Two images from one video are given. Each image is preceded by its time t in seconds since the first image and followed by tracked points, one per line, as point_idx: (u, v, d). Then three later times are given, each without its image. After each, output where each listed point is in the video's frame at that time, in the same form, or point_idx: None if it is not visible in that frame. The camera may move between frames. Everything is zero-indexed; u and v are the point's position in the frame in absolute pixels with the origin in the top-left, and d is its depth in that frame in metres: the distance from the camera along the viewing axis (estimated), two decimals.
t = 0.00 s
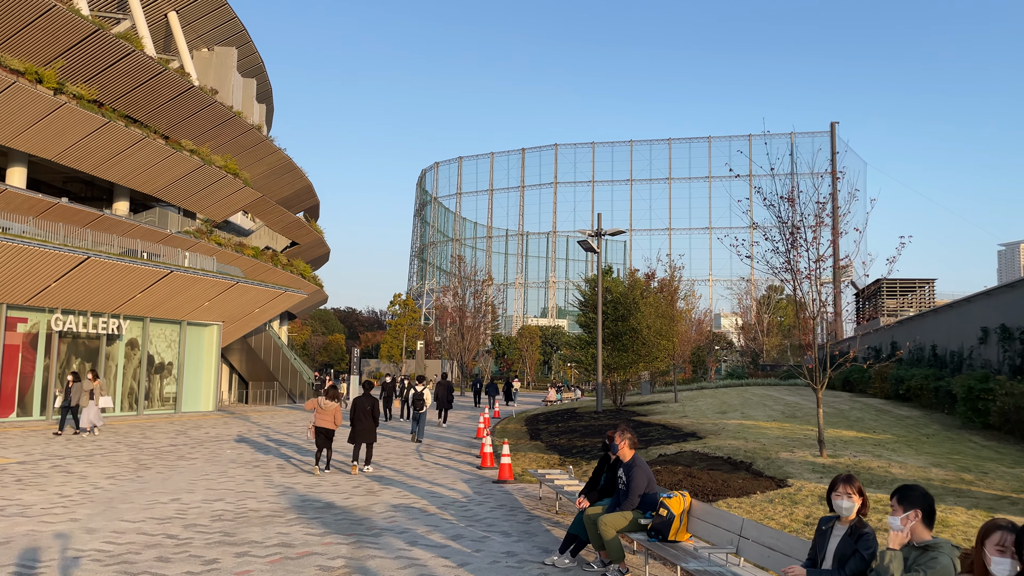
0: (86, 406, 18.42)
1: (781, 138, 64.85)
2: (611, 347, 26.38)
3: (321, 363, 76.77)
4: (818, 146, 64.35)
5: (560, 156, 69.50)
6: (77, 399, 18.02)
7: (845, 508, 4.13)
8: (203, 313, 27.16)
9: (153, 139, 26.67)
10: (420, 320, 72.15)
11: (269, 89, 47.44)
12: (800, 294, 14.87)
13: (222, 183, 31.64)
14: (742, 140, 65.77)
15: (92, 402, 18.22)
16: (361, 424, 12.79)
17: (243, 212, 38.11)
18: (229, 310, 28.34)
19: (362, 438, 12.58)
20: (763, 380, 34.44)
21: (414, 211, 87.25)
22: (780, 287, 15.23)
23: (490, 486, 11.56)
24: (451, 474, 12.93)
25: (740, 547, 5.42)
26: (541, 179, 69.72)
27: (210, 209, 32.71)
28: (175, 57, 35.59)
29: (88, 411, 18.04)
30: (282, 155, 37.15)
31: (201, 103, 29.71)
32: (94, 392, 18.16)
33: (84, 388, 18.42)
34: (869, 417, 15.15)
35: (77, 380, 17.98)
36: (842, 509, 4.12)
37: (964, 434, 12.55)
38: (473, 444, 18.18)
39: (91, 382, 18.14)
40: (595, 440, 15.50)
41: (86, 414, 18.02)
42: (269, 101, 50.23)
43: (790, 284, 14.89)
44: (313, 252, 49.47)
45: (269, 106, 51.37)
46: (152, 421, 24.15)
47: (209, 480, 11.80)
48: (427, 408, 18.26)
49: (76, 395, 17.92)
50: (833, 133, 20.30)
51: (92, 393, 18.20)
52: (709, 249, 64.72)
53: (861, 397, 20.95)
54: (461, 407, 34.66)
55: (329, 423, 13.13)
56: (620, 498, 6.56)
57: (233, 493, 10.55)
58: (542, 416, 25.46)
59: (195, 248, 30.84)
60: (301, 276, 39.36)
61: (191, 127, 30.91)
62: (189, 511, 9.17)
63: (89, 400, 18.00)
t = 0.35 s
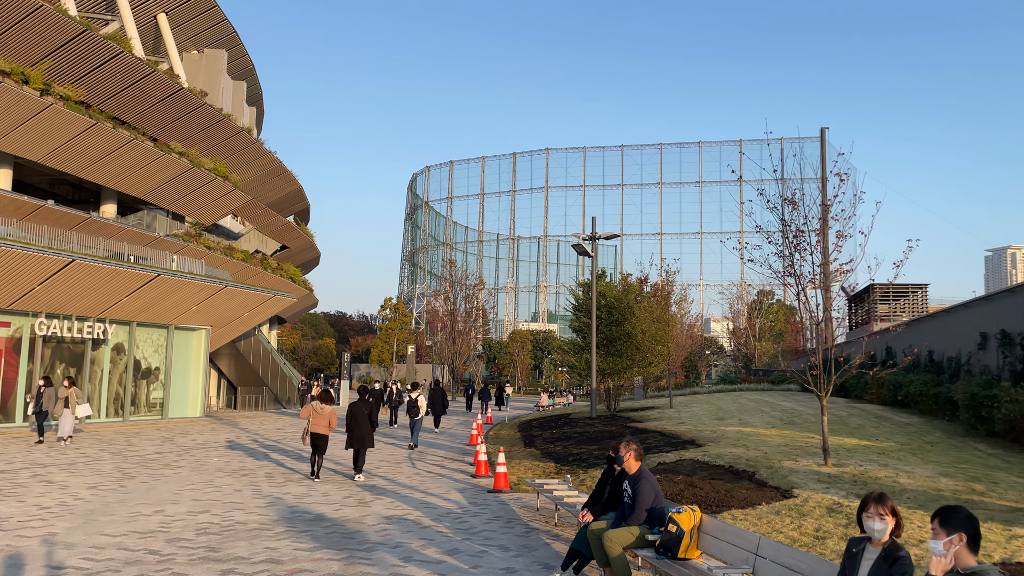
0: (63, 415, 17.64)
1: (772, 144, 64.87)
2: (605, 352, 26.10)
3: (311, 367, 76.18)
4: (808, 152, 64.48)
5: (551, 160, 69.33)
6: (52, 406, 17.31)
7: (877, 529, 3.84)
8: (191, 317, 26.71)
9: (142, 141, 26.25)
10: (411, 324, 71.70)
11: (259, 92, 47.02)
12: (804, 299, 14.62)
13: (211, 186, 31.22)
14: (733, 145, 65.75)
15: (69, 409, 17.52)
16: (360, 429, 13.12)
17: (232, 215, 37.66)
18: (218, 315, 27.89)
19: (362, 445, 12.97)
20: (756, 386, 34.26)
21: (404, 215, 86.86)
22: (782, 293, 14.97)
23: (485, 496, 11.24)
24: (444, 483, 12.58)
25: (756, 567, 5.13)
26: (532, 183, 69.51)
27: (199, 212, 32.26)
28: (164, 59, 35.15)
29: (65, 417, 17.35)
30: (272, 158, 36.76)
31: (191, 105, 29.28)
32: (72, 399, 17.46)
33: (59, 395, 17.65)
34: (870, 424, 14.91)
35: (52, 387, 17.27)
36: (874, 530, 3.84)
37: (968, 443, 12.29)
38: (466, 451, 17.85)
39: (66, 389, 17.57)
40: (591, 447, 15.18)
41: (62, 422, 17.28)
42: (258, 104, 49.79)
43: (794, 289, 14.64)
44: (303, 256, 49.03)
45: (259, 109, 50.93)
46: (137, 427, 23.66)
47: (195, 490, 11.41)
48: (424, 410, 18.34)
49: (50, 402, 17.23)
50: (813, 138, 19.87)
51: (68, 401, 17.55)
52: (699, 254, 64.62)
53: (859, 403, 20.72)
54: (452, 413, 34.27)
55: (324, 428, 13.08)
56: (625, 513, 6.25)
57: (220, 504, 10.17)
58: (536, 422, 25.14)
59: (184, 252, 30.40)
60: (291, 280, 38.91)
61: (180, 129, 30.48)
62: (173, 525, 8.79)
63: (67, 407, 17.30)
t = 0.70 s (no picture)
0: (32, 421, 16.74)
1: (760, 149, 64.93)
2: (598, 356, 25.75)
3: (298, 372, 75.43)
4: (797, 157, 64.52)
5: (541, 164, 69.04)
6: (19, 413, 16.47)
7: (920, 547, 3.50)
8: (175, 321, 26.17)
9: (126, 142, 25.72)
10: (399, 328, 71.14)
11: (246, 94, 46.47)
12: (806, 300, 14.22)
13: (197, 189, 30.68)
14: (722, 150, 65.61)
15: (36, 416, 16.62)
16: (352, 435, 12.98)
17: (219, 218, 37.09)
18: (203, 318, 27.35)
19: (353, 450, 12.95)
20: (748, 391, 34.00)
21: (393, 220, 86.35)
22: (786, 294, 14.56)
23: (478, 505, 10.85)
24: (436, 490, 12.17)
25: None
26: (521, 188, 69.19)
27: (184, 214, 31.71)
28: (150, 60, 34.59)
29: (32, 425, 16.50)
30: (259, 160, 36.26)
31: (176, 106, 28.75)
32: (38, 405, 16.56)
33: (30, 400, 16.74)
34: (870, 429, 14.60)
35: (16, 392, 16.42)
36: (915, 547, 3.51)
37: (974, 449, 12.01)
38: (458, 457, 17.43)
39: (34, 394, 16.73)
40: (586, 454, 14.82)
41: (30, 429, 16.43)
42: (246, 107, 49.23)
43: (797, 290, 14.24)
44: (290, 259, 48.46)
45: (246, 112, 50.38)
46: (118, 433, 23.07)
47: (176, 499, 10.95)
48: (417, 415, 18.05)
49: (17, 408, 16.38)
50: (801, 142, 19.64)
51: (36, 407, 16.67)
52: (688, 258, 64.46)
53: (854, 408, 20.47)
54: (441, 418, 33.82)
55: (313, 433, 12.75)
56: (631, 524, 5.90)
57: (202, 514, 9.73)
58: (527, 427, 24.76)
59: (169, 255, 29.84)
60: (278, 284, 38.37)
61: (166, 131, 29.95)
62: (151, 537, 8.34)
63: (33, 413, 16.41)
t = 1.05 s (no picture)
0: None
1: (750, 153, 64.86)
2: (592, 360, 25.44)
3: (286, 377, 74.83)
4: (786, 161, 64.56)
5: (531, 168, 68.81)
6: None
7: (972, 566, 3.15)
8: (161, 324, 25.67)
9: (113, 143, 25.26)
10: (389, 332, 70.68)
11: (235, 96, 45.94)
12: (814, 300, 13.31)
13: (185, 191, 30.16)
14: (712, 155, 65.54)
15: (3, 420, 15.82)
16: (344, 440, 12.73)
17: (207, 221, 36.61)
18: (190, 321, 26.86)
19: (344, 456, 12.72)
20: (741, 395, 33.78)
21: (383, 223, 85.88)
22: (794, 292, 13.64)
23: (474, 513, 10.48)
24: (429, 498, 11.79)
25: None
26: (512, 192, 68.92)
27: (172, 216, 31.22)
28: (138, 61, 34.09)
29: None
30: (248, 162, 35.79)
31: (164, 107, 28.27)
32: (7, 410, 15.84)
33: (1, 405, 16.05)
34: (873, 434, 14.28)
35: None
36: (969, 567, 3.16)
37: (982, 454, 11.72)
38: (450, 463, 17.06)
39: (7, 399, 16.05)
40: (583, 459, 14.45)
41: None
42: (235, 109, 48.69)
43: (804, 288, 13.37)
44: (280, 262, 47.99)
45: (235, 113, 49.81)
46: (102, 439, 22.55)
47: (159, 508, 10.53)
48: (414, 420, 17.74)
49: None
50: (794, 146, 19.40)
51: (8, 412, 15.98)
52: (679, 262, 64.24)
53: (851, 412, 20.22)
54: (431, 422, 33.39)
55: (305, 438, 12.38)
56: (642, 537, 5.55)
57: (185, 524, 9.31)
58: (520, 432, 24.41)
59: (157, 257, 29.34)
60: (267, 287, 37.83)
61: (153, 132, 29.47)
62: (130, 549, 7.93)
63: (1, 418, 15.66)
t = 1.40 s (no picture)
0: None
1: (742, 157, 64.62)
2: (586, 363, 25.09)
3: (276, 379, 74.24)
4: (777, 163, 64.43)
5: (523, 170, 68.50)
6: None
7: None
8: (147, 325, 25.19)
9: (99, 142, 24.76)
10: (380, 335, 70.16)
11: (225, 96, 45.43)
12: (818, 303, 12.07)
13: (173, 191, 29.63)
14: (704, 158, 65.34)
15: None
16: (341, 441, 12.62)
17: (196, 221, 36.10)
18: (177, 323, 26.37)
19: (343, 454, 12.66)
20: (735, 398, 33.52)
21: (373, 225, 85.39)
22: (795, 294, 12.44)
23: (469, 521, 10.11)
24: (422, 505, 11.41)
25: None
26: (503, 194, 68.58)
27: (159, 217, 30.69)
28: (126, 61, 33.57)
29: None
30: (237, 162, 35.28)
31: (152, 106, 27.77)
32: None
33: None
34: (876, 438, 13.96)
35: None
36: None
37: (989, 458, 11.44)
38: (443, 467, 16.67)
39: None
40: (580, 464, 14.10)
41: None
42: (224, 109, 48.17)
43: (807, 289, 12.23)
44: (270, 264, 47.48)
45: (225, 114, 49.27)
46: (86, 443, 22.03)
47: (141, 516, 10.12)
48: (407, 423, 17.37)
49: None
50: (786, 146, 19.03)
51: None
52: (670, 264, 63.96)
53: (849, 415, 19.95)
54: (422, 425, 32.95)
55: (302, 438, 12.06)
56: (651, 551, 5.21)
57: (167, 534, 8.90)
58: (513, 435, 24.01)
59: (143, 259, 28.82)
60: (257, 289, 37.32)
61: (141, 132, 28.97)
62: (107, 561, 7.53)
63: None
